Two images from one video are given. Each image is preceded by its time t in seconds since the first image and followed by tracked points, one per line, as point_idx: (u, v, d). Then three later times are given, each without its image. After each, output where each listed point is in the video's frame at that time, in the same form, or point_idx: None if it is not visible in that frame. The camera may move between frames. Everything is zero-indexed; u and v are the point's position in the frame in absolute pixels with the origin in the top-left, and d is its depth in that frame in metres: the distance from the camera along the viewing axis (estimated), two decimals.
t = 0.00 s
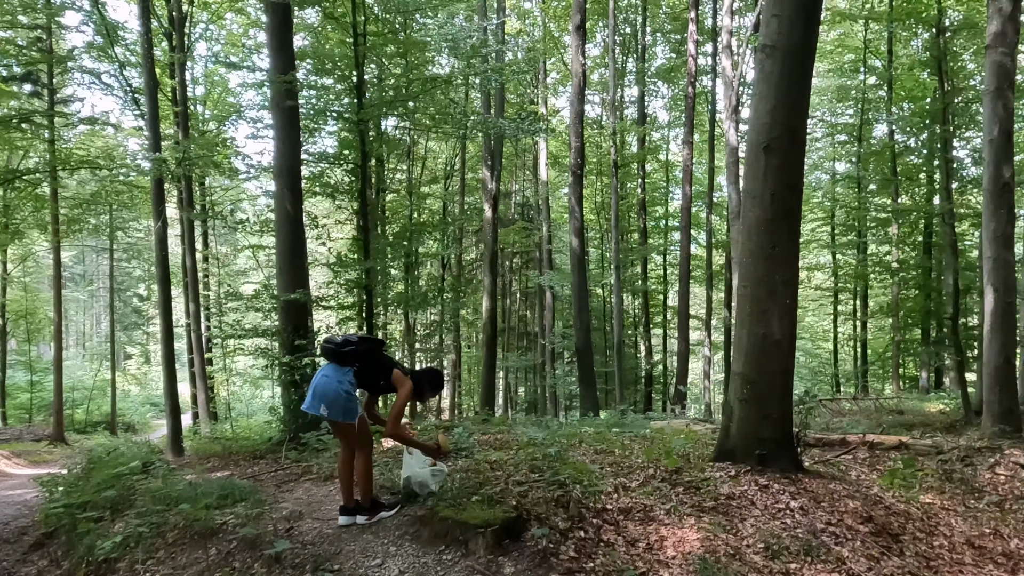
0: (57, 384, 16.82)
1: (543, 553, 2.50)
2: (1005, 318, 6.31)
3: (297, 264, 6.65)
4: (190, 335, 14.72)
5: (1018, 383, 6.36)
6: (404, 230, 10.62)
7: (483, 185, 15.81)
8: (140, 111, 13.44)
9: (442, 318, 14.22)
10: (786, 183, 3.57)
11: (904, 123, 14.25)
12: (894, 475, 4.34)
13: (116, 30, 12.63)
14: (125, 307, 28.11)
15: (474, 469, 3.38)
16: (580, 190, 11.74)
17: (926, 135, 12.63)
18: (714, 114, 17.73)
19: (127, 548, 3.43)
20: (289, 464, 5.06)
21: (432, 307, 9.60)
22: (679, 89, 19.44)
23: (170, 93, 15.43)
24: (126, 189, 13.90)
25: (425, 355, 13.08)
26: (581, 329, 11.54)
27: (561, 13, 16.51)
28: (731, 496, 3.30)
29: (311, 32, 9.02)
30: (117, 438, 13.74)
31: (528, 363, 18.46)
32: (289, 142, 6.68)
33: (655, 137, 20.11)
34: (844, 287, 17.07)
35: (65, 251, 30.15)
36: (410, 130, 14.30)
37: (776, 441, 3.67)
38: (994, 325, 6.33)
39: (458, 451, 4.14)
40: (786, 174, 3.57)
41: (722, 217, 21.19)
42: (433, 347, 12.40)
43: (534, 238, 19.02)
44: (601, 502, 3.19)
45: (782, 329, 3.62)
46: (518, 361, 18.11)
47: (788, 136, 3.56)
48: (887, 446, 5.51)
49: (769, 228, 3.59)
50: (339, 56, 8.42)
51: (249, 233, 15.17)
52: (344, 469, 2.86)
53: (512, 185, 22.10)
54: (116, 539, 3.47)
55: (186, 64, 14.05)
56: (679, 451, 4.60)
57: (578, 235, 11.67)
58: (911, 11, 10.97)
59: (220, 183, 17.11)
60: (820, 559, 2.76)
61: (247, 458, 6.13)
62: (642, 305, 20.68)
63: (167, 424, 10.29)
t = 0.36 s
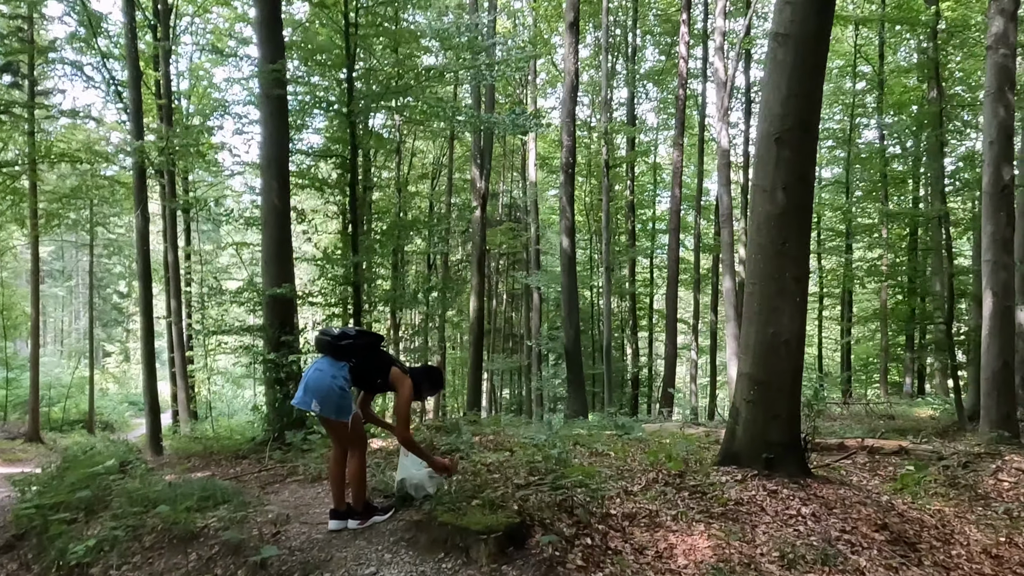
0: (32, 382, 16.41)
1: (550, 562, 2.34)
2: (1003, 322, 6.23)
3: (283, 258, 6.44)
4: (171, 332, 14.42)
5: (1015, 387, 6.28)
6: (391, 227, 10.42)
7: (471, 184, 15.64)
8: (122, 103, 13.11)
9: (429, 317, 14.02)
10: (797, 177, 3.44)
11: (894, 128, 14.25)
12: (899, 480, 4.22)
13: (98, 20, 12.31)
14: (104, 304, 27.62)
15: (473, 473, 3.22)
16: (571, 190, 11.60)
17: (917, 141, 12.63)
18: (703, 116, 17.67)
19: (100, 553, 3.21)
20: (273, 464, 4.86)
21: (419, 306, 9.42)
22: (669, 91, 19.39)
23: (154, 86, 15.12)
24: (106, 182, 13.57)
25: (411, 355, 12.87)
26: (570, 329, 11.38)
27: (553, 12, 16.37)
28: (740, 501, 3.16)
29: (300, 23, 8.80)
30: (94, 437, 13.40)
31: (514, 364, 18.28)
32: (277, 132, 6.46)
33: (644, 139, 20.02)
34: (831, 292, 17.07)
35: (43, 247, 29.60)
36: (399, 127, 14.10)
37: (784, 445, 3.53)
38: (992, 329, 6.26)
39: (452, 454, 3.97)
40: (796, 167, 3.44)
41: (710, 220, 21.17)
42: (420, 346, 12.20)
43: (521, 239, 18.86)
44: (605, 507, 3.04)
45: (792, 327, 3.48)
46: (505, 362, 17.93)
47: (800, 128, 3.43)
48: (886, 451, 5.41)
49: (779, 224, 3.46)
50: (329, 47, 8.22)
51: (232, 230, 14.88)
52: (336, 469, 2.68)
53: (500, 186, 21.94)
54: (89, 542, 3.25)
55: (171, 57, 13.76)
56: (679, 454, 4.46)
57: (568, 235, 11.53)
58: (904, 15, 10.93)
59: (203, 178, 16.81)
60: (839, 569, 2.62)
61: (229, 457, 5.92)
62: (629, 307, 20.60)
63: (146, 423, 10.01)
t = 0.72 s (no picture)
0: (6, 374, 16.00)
1: (539, 570, 2.12)
2: (1003, 318, 6.07)
3: (261, 244, 6.18)
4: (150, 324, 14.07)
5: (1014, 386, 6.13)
6: (375, 218, 10.15)
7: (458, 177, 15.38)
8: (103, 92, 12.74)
9: (414, 312, 13.74)
10: (804, 158, 3.24)
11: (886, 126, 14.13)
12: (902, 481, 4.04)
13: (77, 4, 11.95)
14: (85, 297, 27.12)
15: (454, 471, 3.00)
16: (560, 184, 11.37)
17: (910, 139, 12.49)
18: (693, 113, 17.48)
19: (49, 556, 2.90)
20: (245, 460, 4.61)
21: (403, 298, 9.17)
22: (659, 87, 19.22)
23: (135, 73, 14.75)
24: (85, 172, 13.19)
25: (395, 349, 12.61)
26: (558, 324, 11.18)
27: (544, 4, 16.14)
28: (743, 504, 2.95)
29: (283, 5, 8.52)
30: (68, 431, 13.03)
31: (501, 361, 18.06)
32: (256, 112, 6.19)
33: (633, 136, 19.81)
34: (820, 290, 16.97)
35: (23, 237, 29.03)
36: (385, 118, 13.80)
37: (787, 443, 3.33)
38: (991, 326, 6.10)
39: (434, 451, 3.75)
40: (804, 149, 3.23)
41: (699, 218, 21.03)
42: (405, 341, 11.94)
43: (509, 235, 18.60)
44: (597, 508, 2.82)
45: (796, 318, 3.28)
46: (491, 359, 17.69)
47: (808, 107, 3.23)
48: (884, 450, 5.23)
49: (785, 208, 3.25)
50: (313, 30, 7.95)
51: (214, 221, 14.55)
52: (306, 466, 2.43)
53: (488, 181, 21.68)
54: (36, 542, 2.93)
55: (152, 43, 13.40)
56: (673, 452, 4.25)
57: (557, 229, 11.32)
58: (900, 12, 10.76)
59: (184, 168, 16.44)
60: None
61: (203, 452, 5.64)
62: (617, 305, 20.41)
63: (121, 417, 9.70)
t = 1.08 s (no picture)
0: None
1: None
2: (1014, 322, 5.86)
3: (244, 237, 5.89)
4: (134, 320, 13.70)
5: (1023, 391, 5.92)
6: (366, 214, 9.88)
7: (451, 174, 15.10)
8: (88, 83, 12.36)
9: (403, 311, 13.47)
10: (823, 146, 3.00)
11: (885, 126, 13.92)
12: (917, 492, 3.82)
13: None
14: (70, 292, 26.66)
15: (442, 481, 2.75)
16: (555, 181, 11.12)
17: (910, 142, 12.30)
18: (689, 113, 17.26)
19: None
20: (223, 464, 4.35)
21: (393, 296, 8.90)
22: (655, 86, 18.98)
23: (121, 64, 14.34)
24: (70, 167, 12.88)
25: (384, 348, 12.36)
26: (552, 324, 10.93)
27: None
28: (755, 519, 2.71)
29: None
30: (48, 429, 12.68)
31: (492, 361, 17.80)
32: (240, 98, 5.89)
33: (628, 135, 19.58)
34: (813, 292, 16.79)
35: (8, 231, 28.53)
36: (376, 113, 13.50)
37: (800, 452, 3.09)
38: (1001, 330, 5.89)
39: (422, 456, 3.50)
40: (823, 135, 3.00)
41: (693, 218, 20.82)
42: (394, 340, 11.67)
43: (502, 233, 18.34)
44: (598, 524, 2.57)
45: (813, 318, 3.05)
46: (482, 358, 17.42)
47: (827, 90, 2.99)
48: (893, 458, 5.01)
49: (803, 200, 3.02)
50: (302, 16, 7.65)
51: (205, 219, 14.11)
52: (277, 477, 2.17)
53: (482, 179, 21.38)
54: None
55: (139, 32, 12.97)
56: (675, 460, 4.02)
57: (551, 225, 11.07)
58: (903, 12, 10.56)
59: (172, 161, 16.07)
60: None
61: (181, 454, 5.37)
62: (610, 306, 20.19)
63: (101, 416, 9.39)
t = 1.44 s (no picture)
0: None
1: None
2: None
3: (233, 223, 5.62)
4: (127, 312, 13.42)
5: None
6: (362, 203, 9.61)
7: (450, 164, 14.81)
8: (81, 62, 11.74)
9: (400, 304, 13.21)
10: (854, 120, 2.75)
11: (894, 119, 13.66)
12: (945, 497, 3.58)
13: None
14: (66, 283, 26.37)
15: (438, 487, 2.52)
16: (557, 172, 10.86)
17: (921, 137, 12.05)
18: (692, 106, 16.96)
19: None
20: (207, 462, 4.11)
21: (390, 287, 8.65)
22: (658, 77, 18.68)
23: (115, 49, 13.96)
24: (64, 156, 12.62)
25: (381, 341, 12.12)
26: (552, 318, 10.69)
27: None
28: (780, 529, 2.46)
29: None
30: (39, 422, 12.43)
31: (492, 355, 17.56)
32: (231, 78, 5.60)
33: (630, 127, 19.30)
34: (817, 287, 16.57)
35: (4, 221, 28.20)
36: (374, 102, 13.20)
37: (826, 455, 2.85)
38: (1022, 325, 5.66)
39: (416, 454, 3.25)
40: (856, 108, 2.75)
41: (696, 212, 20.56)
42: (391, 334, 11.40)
43: (502, 226, 18.06)
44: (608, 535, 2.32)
45: (841, 308, 2.80)
46: (481, 353, 17.18)
47: (861, 60, 2.74)
48: (912, 460, 4.77)
49: (832, 179, 2.77)
50: None
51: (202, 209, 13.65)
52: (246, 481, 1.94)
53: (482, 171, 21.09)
54: None
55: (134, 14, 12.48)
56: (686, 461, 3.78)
57: (553, 216, 10.82)
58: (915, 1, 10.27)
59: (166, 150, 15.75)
60: None
61: (165, 447, 5.13)
62: (611, 300, 19.94)
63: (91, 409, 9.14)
